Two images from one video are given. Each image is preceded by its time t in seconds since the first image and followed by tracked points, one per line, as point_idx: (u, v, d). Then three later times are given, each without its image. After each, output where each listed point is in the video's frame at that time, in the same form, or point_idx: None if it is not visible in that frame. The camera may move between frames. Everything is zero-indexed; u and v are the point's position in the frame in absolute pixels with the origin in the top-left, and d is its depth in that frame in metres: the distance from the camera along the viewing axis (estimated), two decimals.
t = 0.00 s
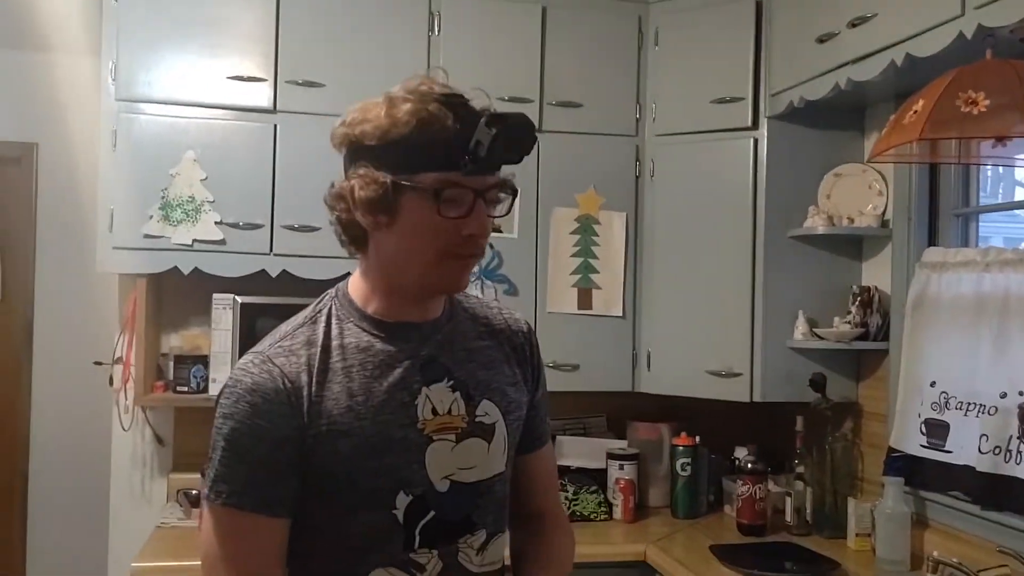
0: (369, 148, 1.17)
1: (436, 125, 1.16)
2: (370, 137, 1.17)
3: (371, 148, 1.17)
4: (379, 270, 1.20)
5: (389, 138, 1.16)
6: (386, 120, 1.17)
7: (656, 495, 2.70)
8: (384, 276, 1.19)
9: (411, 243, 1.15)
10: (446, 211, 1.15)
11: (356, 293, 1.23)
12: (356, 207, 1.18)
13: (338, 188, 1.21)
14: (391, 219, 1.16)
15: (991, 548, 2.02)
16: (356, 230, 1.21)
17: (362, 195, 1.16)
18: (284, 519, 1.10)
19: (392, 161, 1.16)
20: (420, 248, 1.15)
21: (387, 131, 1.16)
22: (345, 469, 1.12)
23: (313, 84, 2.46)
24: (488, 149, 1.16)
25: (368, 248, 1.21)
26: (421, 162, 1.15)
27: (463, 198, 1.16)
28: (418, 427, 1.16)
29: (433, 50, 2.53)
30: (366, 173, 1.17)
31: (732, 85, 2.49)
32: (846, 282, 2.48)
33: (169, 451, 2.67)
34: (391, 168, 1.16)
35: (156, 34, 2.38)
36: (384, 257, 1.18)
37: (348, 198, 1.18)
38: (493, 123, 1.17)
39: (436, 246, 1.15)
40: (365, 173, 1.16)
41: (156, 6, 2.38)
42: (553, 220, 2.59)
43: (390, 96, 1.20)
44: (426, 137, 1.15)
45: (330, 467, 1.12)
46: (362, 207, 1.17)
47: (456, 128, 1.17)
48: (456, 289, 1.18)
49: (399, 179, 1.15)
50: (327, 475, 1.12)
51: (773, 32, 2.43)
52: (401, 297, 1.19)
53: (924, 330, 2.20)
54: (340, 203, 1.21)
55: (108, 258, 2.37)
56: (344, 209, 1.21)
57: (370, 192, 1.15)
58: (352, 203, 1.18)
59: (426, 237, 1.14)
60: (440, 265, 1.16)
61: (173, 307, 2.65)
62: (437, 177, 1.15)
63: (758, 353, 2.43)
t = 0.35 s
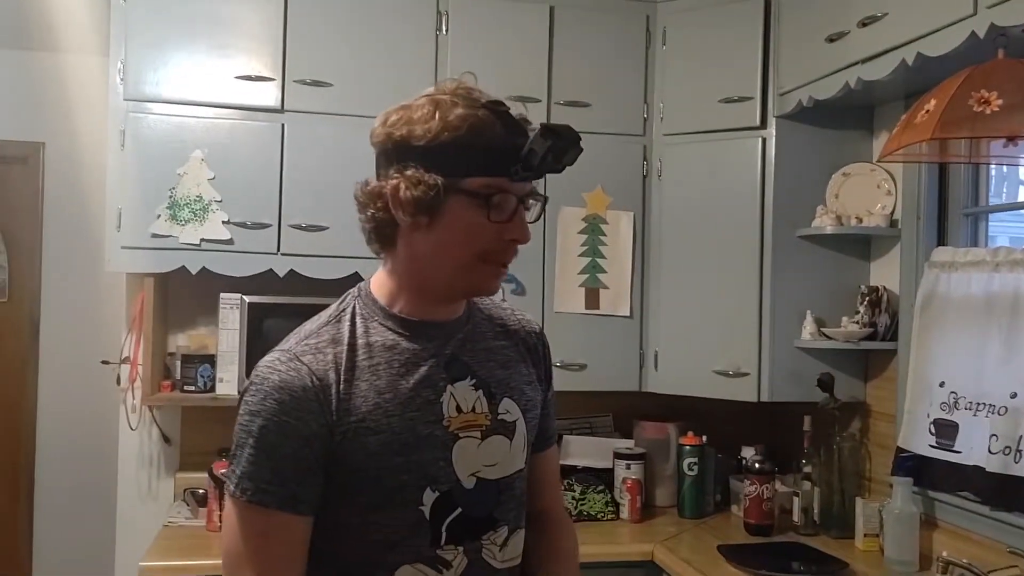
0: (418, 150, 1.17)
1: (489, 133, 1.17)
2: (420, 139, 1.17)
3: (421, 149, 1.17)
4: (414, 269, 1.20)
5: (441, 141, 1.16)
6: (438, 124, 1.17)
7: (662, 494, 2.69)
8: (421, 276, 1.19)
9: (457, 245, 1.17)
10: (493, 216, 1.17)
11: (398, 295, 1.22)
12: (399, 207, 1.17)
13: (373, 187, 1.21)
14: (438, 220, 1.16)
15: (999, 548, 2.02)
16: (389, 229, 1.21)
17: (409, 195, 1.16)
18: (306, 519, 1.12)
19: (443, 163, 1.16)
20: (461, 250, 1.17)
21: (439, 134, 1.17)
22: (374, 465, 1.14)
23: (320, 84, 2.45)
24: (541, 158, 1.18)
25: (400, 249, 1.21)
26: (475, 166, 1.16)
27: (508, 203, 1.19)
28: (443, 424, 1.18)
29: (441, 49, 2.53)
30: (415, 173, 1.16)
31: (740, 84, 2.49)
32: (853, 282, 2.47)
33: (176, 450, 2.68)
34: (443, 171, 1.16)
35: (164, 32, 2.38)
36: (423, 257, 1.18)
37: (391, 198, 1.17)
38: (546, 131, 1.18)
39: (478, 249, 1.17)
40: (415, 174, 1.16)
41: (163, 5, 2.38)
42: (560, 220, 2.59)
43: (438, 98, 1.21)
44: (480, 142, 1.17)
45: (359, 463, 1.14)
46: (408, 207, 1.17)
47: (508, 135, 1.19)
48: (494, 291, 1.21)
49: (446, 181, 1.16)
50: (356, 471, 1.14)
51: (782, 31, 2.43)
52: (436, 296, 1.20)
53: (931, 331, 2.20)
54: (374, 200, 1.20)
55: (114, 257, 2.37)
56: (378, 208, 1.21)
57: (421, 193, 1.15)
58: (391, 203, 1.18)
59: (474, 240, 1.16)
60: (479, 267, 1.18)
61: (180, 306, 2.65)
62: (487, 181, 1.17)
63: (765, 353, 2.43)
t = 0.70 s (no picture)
0: (467, 148, 1.18)
1: (540, 136, 1.20)
2: (470, 136, 1.18)
3: (469, 147, 1.18)
4: (453, 265, 1.21)
5: (492, 140, 1.18)
6: (489, 123, 1.18)
7: (662, 492, 2.69)
8: (462, 272, 1.21)
9: (500, 244, 1.18)
10: (536, 217, 1.19)
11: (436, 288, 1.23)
12: (444, 203, 1.18)
13: (417, 182, 1.22)
14: (482, 219, 1.18)
15: (999, 545, 2.01)
16: (429, 223, 1.22)
17: (455, 192, 1.17)
18: (338, 513, 1.10)
19: (492, 163, 1.17)
20: (504, 247, 1.18)
21: (490, 133, 1.18)
22: (409, 459, 1.14)
23: (319, 82, 2.45)
24: (587, 163, 1.25)
25: (439, 244, 1.22)
26: (525, 167, 1.18)
27: (550, 205, 1.21)
28: (477, 421, 1.19)
29: (439, 47, 2.53)
30: (462, 171, 1.17)
31: (739, 81, 2.49)
32: (853, 279, 2.47)
33: (176, 449, 2.67)
34: (491, 170, 1.17)
35: (161, 30, 2.38)
36: (464, 254, 1.19)
37: (435, 193, 1.18)
38: (594, 138, 1.26)
39: (520, 247, 1.18)
40: (463, 171, 1.17)
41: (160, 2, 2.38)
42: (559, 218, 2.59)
43: (485, 97, 1.22)
44: (530, 143, 1.18)
45: (394, 457, 1.14)
46: (453, 205, 1.18)
47: (555, 139, 1.21)
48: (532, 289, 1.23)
49: (493, 179, 1.17)
50: (393, 464, 1.14)
51: (780, 29, 2.42)
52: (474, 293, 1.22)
53: (930, 328, 2.20)
54: (416, 194, 1.21)
55: (113, 257, 2.37)
56: (421, 202, 1.21)
57: (469, 191, 1.16)
58: (436, 198, 1.19)
59: (517, 240, 1.18)
60: (518, 267, 1.20)
61: (179, 306, 2.66)
62: (534, 183, 1.19)
63: (765, 350, 2.43)
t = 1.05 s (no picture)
0: (493, 138, 1.23)
1: (564, 124, 1.21)
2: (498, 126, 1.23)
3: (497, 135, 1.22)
4: (483, 250, 1.22)
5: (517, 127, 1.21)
6: (517, 114, 1.22)
7: (659, 490, 2.69)
8: (490, 257, 1.21)
9: (520, 226, 1.18)
10: (558, 199, 1.18)
11: (465, 271, 1.23)
12: (472, 189, 1.22)
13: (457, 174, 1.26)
14: (505, 203, 1.19)
15: (995, 543, 2.01)
16: (466, 212, 1.25)
17: (481, 177, 1.20)
18: (390, 490, 1.07)
19: (515, 148, 1.20)
20: (528, 232, 1.18)
21: (517, 121, 1.22)
22: (457, 440, 1.12)
23: (315, 81, 2.45)
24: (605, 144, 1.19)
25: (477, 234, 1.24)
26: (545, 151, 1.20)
27: (574, 189, 1.19)
28: (523, 406, 1.16)
29: (435, 46, 2.53)
30: (487, 157, 1.21)
31: (736, 79, 2.48)
32: (849, 278, 2.47)
33: (172, 448, 2.67)
34: (514, 154, 1.20)
35: (156, 29, 2.38)
36: (495, 240, 1.20)
37: (466, 180, 1.22)
38: (613, 118, 1.19)
39: (544, 232, 1.17)
40: (488, 159, 1.21)
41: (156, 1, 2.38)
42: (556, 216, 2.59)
43: (523, 91, 1.25)
44: (548, 128, 1.21)
45: (441, 437, 1.11)
46: (480, 190, 1.21)
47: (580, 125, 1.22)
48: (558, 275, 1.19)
49: (518, 165, 1.19)
50: (441, 445, 1.11)
51: (777, 27, 2.42)
52: (500, 277, 1.20)
53: (926, 326, 2.20)
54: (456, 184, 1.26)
55: (108, 255, 2.36)
56: (461, 193, 1.25)
57: (490, 175, 1.20)
58: (469, 186, 1.22)
59: (535, 221, 1.17)
60: (544, 252, 1.18)
61: (175, 305, 2.66)
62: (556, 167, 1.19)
63: (762, 349, 2.42)
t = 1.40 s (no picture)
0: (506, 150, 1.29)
1: (552, 112, 1.23)
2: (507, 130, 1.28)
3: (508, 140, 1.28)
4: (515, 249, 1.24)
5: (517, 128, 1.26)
6: (520, 113, 1.26)
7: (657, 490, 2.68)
8: (519, 254, 1.23)
9: (527, 219, 1.20)
10: (554, 187, 1.18)
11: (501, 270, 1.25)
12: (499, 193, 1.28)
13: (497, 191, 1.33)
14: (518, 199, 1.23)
15: (991, 543, 2.01)
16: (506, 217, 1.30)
17: (500, 182, 1.26)
18: (442, 480, 1.10)
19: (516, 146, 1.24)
20: (533, 222, 1.19)
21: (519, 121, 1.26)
22: (505, 432, 1.12)
23: (310, 80, 2.45)
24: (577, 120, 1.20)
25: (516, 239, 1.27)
26: (530, 141, 1.22)
27: (571, 174, 1.19)
28: (571, 400, 1.16)
29: (431, 46, 2.52)
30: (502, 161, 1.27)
31: (732, 78, 2.48)
32: (846, 276, 2.47)
33: (169, 448, 2.67)
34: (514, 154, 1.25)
35: (151, 29, 2.38)
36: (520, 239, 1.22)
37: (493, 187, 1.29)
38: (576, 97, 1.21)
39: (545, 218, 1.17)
40: (502, 162, 1.27)
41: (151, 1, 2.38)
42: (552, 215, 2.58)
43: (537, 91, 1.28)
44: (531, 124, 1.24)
45: (489, 428, 1.12)
46: (503, 193, 1.27)
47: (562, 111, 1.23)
48: (568, 264, 1.17)
49: (518, 163, 1.23)
50: (489, 435, 1.12)
51: (773, 25, 2.41)
52: (530, 273, 1.20)
53: (923, 325, 2.19)
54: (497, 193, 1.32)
55: (104, 255, 2.36)
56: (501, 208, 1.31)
57: (504, 177, 1.25)
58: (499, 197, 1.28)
59: (534, 211, 1.18)
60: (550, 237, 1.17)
61: (171, 305, 2.66)
62: (546, 154, 1.20)
63: (759, 348, 2.42)
